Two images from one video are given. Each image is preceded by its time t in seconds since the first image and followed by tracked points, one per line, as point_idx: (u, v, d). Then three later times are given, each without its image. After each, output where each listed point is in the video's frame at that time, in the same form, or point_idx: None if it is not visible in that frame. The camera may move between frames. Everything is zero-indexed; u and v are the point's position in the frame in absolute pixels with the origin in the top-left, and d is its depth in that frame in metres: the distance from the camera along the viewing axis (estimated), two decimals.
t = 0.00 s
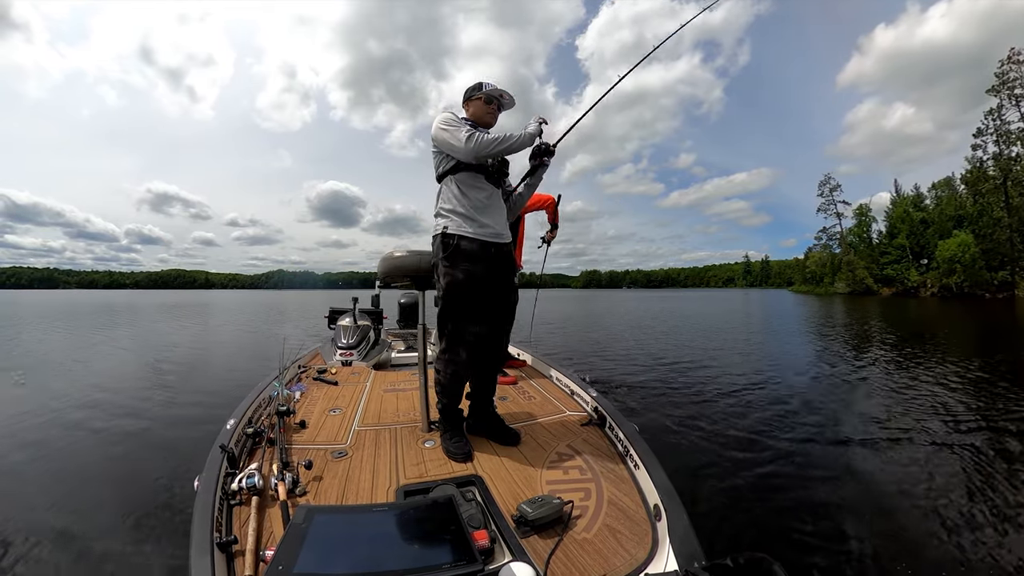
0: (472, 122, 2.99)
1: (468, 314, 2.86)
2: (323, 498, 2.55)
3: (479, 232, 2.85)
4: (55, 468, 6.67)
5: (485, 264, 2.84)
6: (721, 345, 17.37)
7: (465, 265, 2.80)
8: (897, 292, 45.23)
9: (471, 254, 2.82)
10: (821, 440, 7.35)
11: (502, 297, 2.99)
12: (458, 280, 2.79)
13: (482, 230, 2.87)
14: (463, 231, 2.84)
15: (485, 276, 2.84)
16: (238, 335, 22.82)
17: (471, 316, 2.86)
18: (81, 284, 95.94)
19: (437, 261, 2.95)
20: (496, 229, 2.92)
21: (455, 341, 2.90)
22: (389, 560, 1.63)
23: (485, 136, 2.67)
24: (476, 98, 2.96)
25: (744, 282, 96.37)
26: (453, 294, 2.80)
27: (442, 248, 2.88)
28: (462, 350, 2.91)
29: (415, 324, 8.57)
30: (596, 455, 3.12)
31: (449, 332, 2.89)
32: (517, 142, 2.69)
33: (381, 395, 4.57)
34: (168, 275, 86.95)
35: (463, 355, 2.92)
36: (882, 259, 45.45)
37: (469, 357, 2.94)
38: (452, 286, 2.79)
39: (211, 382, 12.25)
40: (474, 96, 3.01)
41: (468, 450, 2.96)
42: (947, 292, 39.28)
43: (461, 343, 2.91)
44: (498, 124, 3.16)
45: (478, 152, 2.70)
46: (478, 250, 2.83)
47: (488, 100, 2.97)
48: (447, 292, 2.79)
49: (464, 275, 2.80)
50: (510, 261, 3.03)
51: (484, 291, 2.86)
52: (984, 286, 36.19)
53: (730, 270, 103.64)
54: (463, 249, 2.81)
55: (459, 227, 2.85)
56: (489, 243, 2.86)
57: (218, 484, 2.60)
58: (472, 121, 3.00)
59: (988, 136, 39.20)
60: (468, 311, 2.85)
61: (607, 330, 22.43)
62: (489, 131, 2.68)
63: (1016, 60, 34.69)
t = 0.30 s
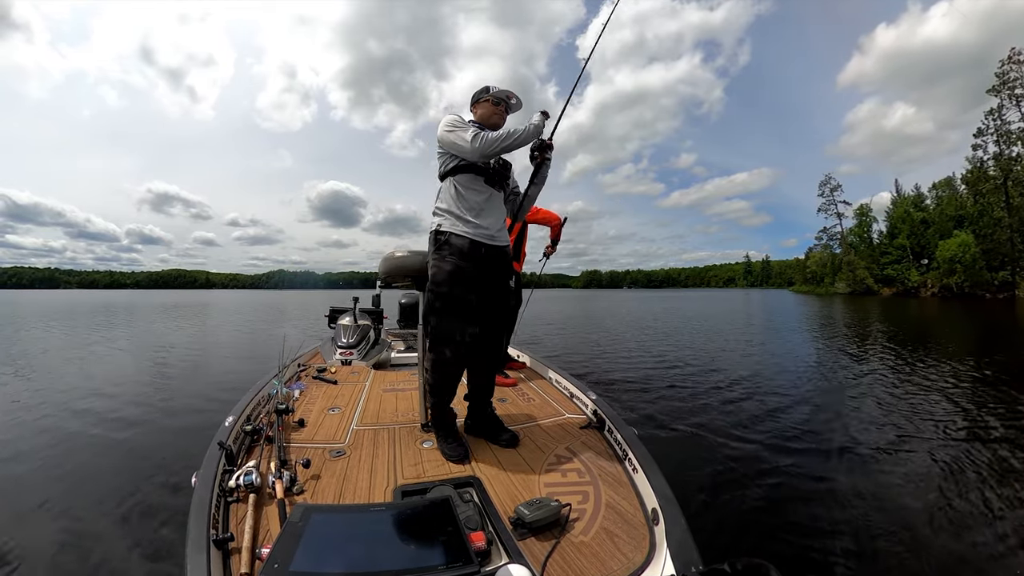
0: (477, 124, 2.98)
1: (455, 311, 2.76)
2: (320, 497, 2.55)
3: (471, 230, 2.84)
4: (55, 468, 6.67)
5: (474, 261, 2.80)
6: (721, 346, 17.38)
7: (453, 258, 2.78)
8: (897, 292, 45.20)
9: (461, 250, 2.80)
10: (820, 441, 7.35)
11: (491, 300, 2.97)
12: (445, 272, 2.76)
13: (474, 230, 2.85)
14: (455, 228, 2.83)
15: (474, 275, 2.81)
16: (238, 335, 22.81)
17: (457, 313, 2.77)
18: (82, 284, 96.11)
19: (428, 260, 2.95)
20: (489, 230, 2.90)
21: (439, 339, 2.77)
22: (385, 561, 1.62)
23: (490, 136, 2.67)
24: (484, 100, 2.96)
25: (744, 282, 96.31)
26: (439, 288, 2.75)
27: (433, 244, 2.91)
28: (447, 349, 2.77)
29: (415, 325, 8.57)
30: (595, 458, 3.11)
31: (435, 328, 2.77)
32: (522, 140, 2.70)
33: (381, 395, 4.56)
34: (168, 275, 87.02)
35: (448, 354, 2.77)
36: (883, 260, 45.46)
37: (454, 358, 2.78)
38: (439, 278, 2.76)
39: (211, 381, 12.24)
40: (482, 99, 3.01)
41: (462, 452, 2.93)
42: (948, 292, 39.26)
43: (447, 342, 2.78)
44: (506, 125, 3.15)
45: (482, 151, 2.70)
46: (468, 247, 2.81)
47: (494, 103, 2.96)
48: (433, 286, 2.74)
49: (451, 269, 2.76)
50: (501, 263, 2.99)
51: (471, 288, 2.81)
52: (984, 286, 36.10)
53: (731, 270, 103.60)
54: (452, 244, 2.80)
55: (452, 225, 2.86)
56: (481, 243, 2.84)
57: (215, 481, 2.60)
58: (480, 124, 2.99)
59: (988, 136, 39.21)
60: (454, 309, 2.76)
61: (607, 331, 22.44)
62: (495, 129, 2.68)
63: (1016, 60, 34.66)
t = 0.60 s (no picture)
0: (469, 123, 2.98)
1: (445, 313, 2.78)
2: (320, 497, 2.55)
3: (469, 231, 2.82)
4: (55, 468, 6.67)
5: (469, 262, 2.79)
6: (722, 346, 17.37)
7: (449, 261, 2.78)
8: (897, 292, 45.25)
9: (458, 252, 2.79)
10: (821, 442, 7.35)
11: (485, 299, 2.95)
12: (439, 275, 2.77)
13: (473, 231, 2.84)
14: (453, 229, 2.82)
15: (468, 276, 2.81)
16: (238, 335, 22.81)
17: (450, 315, 2.80)
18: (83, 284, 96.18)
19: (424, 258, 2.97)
20: (488, 230, 2.89)
21: (430, 340, 2.79)
22: (385, 560, 1.63)
23: (471, 143, 2.68)
24: (477, 98, 2.98)
25: (745, 282, 96.27)
26: (431, 289, 2.78)
27: (431, 244, 2.89)
28: (435, 350, 2.78)
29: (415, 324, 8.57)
30: (596, 459, 3.11)
31: (426, 329, 2.79)
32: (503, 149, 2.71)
33: (381, 395, 4.57)
34: (169, 275, 87.14)
35: (434, 355, 2.78)
36: (883, 259, 45.43)
37: (441, 360, 2.78)
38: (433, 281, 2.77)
39: (212, 381, 12.26)
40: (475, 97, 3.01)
41: (426, 465, 2.76)
42: (948, 292, 39.31)
43: (435, 343, 2.79)
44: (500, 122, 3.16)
45: (460, 160, 2.71)
46: (466, 249, 2.80)
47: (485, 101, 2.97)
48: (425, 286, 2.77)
49: (445, 271, 2.77)
50: (498, 264, 2.97)
51: (466, 290, 2.81)
52: (985, 286, 35.96)
53: (731, 270, 103.62)
54: (450, 245, 2.79)
55: (450, 225, 2.84)
56: (479, 243, 2.83)
57: (216, 481, 2.61)
58: (472, 123, 2.99)
59: (988, 136, 39.29)
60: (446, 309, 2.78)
61: (608, 331, 22.45)
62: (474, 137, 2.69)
63: (1017, 60, 34.64)
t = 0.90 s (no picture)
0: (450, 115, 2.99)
1: (433, 314, 2.81)
2: (323, 498, 2.57)
3: (454, 230, 2.83)
4: (57, 469, 6.69)
5: (455, 262, 2.79)
6: (723, 346, 17.36)
7: (434, 262, 2.78)
8: (898, 292, 45.23)
9: (443, 253, 2.79)
10: (822, 441, 7.36)
11: (474, 296, 2.98)
12: (424, 277, 2.78)
13: (458, 229, 2.85)
14: (436, 227, 2.82)
15: (456, 276, 2.82)
16: (239, 336, 22.82)
17: (438, 316, 2.83)
18: (83, 284, 96.29)
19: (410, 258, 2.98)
20: (472, 226, 2.89)
21: (418, 341, 2.82)
22: (388, 560, 1.64)
23: (431, 138, 2.69)
24: (459, 89, 2.98)
25: (746, 282, 96.26)
26: (417, 291, 2.80)
27: (415, 244, 2.89)
28: (423, 351, 2.82)
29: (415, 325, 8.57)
30: (598, 457, 3.12)
31: (414, 330, 2.82)
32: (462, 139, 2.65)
33: (382, 395, 4.59)
34: (170, 275, 87.31)
35: (423, 356, 2.82)
36: (884, 259, 45.43)
37: (429, 361, 2.83)
38: (419, 284, 2.78)
39: (213, 382, 12.28)
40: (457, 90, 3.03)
41: (428, 465, 2.77)
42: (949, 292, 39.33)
43: (423, 343, 2.83)
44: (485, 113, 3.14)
45: (423, 157, 2.75)
46: (450, 249, 2.79)
47: (465, 91, 2.97)
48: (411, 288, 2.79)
49: (430, 273, 2.78)
50: (485, 260, 2.96)
51: (452, 291, 2.83)
52: (986, 286, 35.72)
53: (732, 270, 103.60)
54: (435, 246, 2.79)
55: (433, 223, 2.84)
56: (465, 242, 2.83)
57: (219, 483, 2.63)
58: (454, 114, 3.00)
59: (988, 136, 39.29)
60: (434, 310, 2.80)
61: (608, 331, 22.47)
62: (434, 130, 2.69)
63: (1017, 60, 34.64)
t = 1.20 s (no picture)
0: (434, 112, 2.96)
1: (423, 313, 2.83)
2: (326, 498, 2.58)
3: (440, 229, 2.83)
4: (59, 469, 6.70)
5: (441, 261, 2.80)
6: (723, 346, 17.38)
7: (420, 263, 2.79)
8: (899, 292, 45.18)
9: (429, 252, 2.80)
10: (823, 441, 7.36)
11: (466, 295, 2.99)
12: (412, 279, 2.80)
13: (444, 227, 2.85)
14: (421, 226, 2.83)
15: (443, 275, 2.83)
16: (240, 336, 22.84)
17: (428, 315, 2.84)
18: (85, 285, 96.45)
19: (397, 259, 2.99)
20: (458, 224, 2.89)
21: (410, 341, 2.83)
22: (392, 560, 1.65)
23: (401, 133, 2.66)
24: (442, 85, 2.97)
25: (746, 282, 96.23)
26: (406, 293, 2.81)
27: (401, 244, 2.90)
28: (414, 351, 2.83)
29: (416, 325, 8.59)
30: (600, 455, 3.13)
31: (405, 331, 2.84)
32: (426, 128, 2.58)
33: (383, 395, 4.61)
34: (171, 275, 87.41)
35: (415, 357, 2.82)
36: (884, 259, 45.42)
37: (421, 361, 2.83)
38: (407, 285, 2.81)
39: (214, 382, 12.30)
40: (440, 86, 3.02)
41: (430, 464, 2.78)
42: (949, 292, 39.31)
43: (414, 344, 2.83)
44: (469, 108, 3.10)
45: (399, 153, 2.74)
46: (436, 248, 2.80)
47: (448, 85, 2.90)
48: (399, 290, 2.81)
49: (418, 274, 2.80)
50: (473, 258, 2.98)
51: (441, 290, 2.84)
52: (987, 286, 35.68)
53: (732, 271, 103.61)
54: (421, 246, 2.80)
55: (418, 222, 2.85)
56: (452, 240, 2.84)
57: (221, 485, 2.64)
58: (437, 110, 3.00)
59: (989, 136, 39.27)
60: (423, 310, 2.82)
61: (608, 331, 22.49)
62: (403, 124, 2.66)
63: (1017, 59, 34.69)
